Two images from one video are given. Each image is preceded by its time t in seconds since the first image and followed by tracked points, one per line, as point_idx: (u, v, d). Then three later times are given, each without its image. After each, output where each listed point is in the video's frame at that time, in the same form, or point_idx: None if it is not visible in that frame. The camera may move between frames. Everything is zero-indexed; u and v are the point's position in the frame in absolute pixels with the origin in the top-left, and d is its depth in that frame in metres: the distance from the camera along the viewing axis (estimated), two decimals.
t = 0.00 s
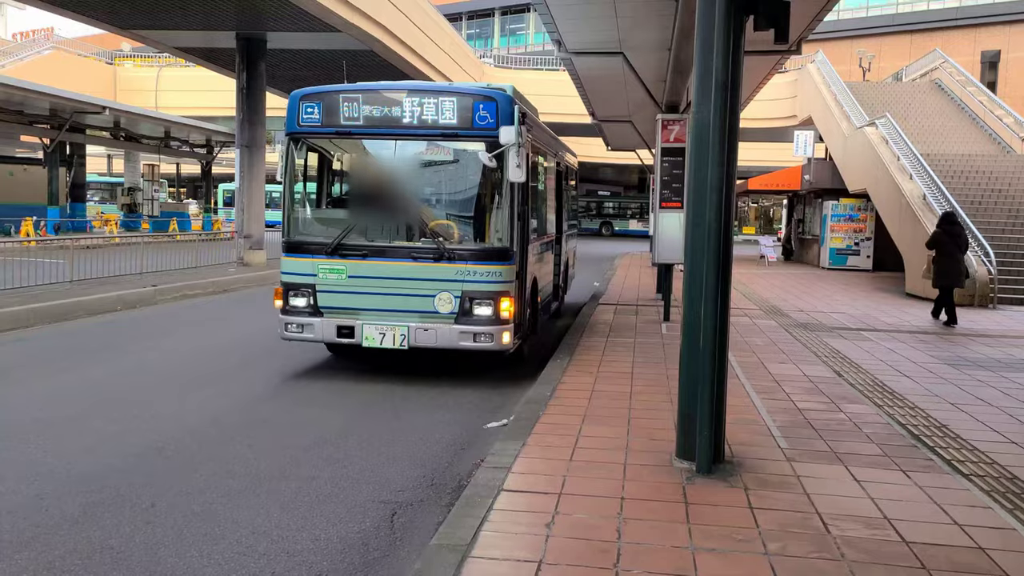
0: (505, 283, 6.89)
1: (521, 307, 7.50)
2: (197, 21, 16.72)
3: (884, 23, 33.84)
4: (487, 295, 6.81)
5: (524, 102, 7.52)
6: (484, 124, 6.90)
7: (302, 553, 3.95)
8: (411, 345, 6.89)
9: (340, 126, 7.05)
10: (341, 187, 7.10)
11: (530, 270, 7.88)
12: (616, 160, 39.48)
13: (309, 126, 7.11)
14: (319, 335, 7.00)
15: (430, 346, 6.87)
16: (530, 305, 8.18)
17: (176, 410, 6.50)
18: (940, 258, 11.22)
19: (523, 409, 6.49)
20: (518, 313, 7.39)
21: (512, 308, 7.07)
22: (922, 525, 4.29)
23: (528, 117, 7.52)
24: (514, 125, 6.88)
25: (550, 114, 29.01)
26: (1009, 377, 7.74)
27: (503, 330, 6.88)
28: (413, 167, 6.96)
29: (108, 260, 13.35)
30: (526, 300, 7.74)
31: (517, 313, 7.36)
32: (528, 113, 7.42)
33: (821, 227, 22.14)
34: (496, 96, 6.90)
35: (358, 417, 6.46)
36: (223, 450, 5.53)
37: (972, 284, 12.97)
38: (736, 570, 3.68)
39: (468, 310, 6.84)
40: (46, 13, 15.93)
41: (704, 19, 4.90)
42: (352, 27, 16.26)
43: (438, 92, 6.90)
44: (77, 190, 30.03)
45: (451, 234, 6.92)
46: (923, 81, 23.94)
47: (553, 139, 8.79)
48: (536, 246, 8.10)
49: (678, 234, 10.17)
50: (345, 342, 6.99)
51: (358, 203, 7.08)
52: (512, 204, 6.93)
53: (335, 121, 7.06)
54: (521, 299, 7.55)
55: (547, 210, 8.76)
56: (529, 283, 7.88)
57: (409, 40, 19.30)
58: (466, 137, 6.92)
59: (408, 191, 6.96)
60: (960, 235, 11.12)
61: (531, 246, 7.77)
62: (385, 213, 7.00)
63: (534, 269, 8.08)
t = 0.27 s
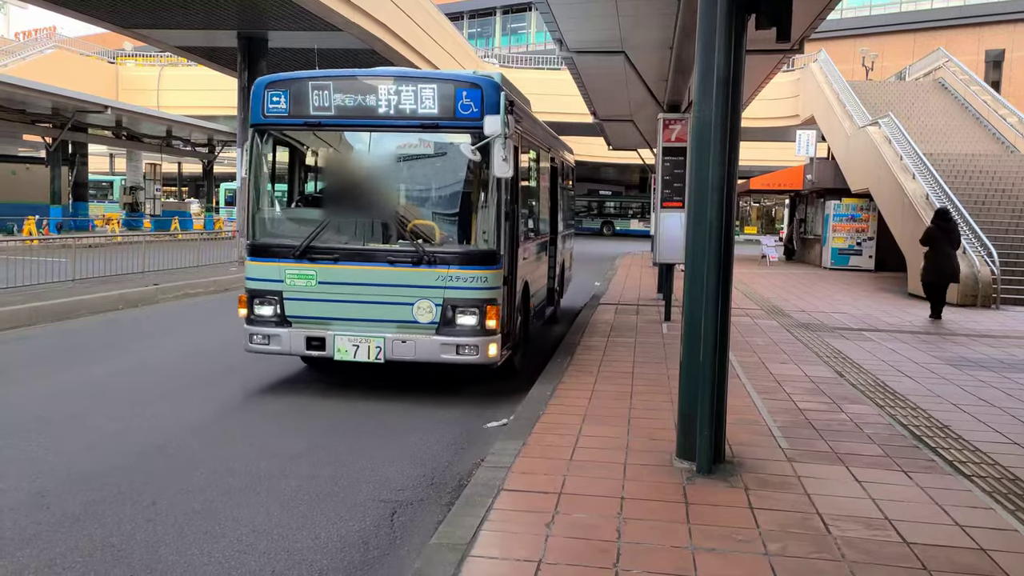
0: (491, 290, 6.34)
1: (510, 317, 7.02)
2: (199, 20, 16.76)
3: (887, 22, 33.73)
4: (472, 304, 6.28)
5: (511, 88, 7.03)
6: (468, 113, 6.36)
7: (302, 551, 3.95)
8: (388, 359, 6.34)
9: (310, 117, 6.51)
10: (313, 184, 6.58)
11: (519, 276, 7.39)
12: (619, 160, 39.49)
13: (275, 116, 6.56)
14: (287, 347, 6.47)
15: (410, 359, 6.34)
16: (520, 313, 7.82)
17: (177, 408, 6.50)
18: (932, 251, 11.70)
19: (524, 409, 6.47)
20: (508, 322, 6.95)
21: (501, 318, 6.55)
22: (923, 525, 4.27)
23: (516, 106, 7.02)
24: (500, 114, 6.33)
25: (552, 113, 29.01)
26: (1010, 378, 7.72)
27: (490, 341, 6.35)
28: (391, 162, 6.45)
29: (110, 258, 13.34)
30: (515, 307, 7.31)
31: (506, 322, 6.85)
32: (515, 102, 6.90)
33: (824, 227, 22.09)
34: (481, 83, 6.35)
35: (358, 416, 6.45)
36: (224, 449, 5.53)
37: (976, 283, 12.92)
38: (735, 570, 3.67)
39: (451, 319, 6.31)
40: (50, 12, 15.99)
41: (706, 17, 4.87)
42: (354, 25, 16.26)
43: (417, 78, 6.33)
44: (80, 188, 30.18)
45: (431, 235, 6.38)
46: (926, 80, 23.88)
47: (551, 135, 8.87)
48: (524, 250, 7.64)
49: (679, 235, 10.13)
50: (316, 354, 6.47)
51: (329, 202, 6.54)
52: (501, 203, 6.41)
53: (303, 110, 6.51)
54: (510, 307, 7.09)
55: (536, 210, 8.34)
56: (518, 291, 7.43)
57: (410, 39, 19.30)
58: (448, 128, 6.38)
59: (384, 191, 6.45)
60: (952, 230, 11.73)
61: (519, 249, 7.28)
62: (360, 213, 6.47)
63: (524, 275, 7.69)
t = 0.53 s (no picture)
0: (474, 298, 5.82)
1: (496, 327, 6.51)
2: (200, 19, 16.78)
3: (889, 22, 33.63)
4: (452, 313, 5.75)
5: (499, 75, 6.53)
6: (449, 100, 5.81)
7: (301, 551, 3.94)
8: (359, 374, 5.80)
9: (274, 104, 5.95)
10: (280, 181, 6.05)
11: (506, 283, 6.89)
12: (619, 160, 39.49)
13: (234, 104, 5.98)
14: (248, 361, 5.94)
15: (384, 375, 5.81)
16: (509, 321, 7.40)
17: (177, 407, 6.50)
18: (923, 255, 11.79)
19: (524, 409, 6.46)
20: (495, 332, 6.48)
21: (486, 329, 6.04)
22: (924, 526, 4.27)
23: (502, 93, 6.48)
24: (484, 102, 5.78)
25: (553, 113, 29.00)
26: (1010, 378, 7.71)
27: (472, 355, 5.83)
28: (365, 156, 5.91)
29: (111, 258, 13.36)
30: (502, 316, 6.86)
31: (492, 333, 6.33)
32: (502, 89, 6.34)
33: (824, 228, 22.09)
34: (462, 67, 5.81)
35: (358, 416, 6.43)
36: (224, 448, 5.52)
37: (977, 284, 12.91)
38: (735, 570, 3.67)
39: (429, 330, 5.79)
40: (51, 11, 16.01)
41: (707, 17, 4.85)
42: (354, 24, 16.26)
43: (392, 62, 5.79)
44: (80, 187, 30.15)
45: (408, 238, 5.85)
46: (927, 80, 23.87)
47: (550, 131, 8.94)
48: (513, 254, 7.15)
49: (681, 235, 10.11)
50: (279, 369, 5.93)
51: (297, 201, 6.00)
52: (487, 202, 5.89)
53: (266, 97, 5.94)
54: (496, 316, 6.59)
55: (525, 211, 7.89)
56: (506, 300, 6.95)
57: (410, 38, 19.29)
58: (426, 117, 5.84)
59: (356, 188, 5.91)
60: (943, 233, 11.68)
61: (507, 253, 6.77)
62: (331, 212, 5.93)
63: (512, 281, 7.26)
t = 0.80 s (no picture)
0: (456, 310, 5.11)
1: (481, 343, 5.83)
2: (200, 18, 16.80)
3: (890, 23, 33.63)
4: (430, 327, 5.04)
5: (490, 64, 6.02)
6: (428, 86, 5.09)
7: (302, 552, 3.94)
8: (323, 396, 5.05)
9: (230, 89, 5.21)
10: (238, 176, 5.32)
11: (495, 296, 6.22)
12: (620, 161, 39.56)
13: (185, 89, 5.24)
14: (198, 380, 5.16)
15: (351, 397, 5.05)
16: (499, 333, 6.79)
17: (177, 407, 6.49)
18: (911, 256, 12.03)
19: (524, 410, 6.46)
20: (481, 346, 5.81)
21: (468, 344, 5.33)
22: (924, 527, 4.28)
23: (489, 78, 5.77)
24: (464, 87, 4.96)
25: (554, 113, 29.03)
26: (1010, 380, 7.73)
27: (452, 374, 5.10)
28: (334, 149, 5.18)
29: (111, 257, 13.32)
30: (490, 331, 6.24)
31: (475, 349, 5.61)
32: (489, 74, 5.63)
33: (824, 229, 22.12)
34: (443, 48, 5.09)
35: (358, 417, 6.42)
36: (223, 447, 5.51)
37: (977, 285, 12.91)
38: (736, 570, 3.68)
39: (404, 346, 5.07)
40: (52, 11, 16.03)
41: (709, 17, 4.83)
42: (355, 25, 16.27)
43: (363, 42, 5.08)
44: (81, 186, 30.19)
45: (382, 242, 5.12)
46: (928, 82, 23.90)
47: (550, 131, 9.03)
48: (501, 260, 6.49)
49: (682, 235, 10.11)
50: (234, 389, 5.16)
51: (257, 197, 5.25)
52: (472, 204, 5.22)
53: (222, 82, 5.21)
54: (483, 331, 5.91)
55: (516, 213, 7.26)
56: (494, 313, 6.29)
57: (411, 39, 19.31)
58: (402, 106, 5.13)
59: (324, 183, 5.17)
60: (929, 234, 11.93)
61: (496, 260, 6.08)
62: (295, 211, 5.17)
63: (501, 290, 6.62)
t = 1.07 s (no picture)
0: (433, 323, 4.43)
1: (464, 360, 5.18)
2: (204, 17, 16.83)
3: (892, 23, 33.64)
4: (403, 343, 4.37)
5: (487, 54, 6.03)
6: (402, 66, 4.41)
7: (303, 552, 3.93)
8: (281, 422, 4.39)
9: (177, 70, 4.53)
10: (189, 169, 4.65)
11: (481, 307, 5.56)
12: (621, 161, 39.57)
13: (126, 69, 4.56)
14: (140, 403, 4.51)
15: (312, 423, 4.39)
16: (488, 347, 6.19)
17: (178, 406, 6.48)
18: (905, 255, 12.24)
19: (527, 409, 6.45)
20: (464, 360, 5.17)
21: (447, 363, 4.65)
22: (926, 527, 4.27)
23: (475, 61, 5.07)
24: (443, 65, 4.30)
25: (556, 113, 29.01)
26: (1013, 380, 7.73)
27: (427, 398, 4.42)
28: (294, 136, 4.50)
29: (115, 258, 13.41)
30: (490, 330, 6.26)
31: (456, 369, 4.93)
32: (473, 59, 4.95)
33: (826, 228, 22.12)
34: (418, 22, 4.41)
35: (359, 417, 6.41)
36: (224, 446, 5.50)
37: (979, 285, 12.90)
38: (738, 570, 3.68)
39: (374, 365, 4.39)
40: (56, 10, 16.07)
41: (711, 17, 4.84)
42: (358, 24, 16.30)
43: (328, 15, 4.39)
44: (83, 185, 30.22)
45: (349, 245, 4.44)
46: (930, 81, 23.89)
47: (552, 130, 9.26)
48: (490, 266, 5.84)
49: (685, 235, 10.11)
50: (181, 414, 4.50)
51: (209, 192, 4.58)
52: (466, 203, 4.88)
53: (168, 62, 4.53)
54: (467, 345, 5.27)
55: (507, 213, 6.64)
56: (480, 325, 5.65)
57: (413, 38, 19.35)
58: (372, 89, 4.43)
59: (284, 175, 4.50)
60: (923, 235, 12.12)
61: (481, 267, 5.41)
62: (251, 208, 4.51)
63: (490, 299, 5.98)
